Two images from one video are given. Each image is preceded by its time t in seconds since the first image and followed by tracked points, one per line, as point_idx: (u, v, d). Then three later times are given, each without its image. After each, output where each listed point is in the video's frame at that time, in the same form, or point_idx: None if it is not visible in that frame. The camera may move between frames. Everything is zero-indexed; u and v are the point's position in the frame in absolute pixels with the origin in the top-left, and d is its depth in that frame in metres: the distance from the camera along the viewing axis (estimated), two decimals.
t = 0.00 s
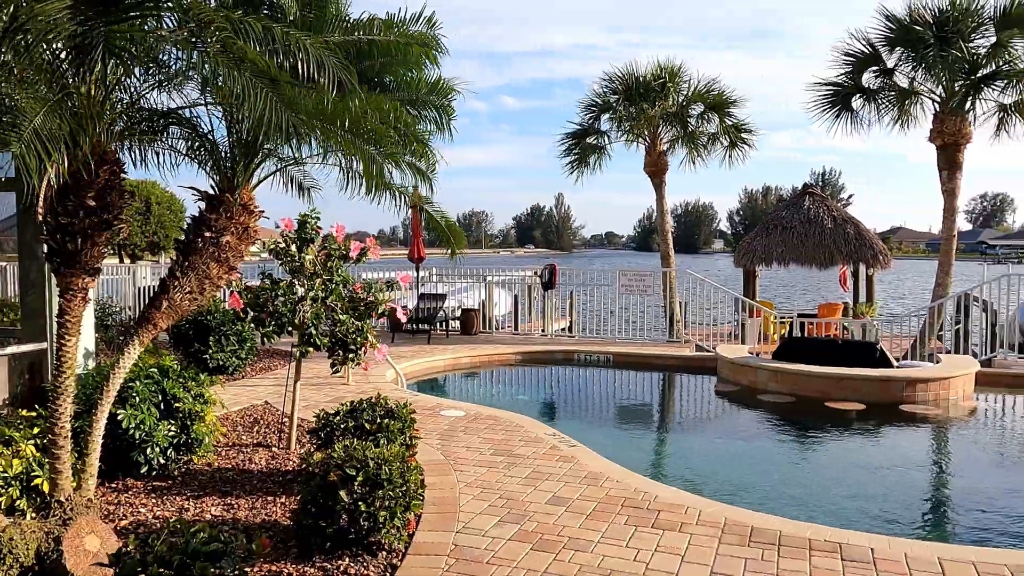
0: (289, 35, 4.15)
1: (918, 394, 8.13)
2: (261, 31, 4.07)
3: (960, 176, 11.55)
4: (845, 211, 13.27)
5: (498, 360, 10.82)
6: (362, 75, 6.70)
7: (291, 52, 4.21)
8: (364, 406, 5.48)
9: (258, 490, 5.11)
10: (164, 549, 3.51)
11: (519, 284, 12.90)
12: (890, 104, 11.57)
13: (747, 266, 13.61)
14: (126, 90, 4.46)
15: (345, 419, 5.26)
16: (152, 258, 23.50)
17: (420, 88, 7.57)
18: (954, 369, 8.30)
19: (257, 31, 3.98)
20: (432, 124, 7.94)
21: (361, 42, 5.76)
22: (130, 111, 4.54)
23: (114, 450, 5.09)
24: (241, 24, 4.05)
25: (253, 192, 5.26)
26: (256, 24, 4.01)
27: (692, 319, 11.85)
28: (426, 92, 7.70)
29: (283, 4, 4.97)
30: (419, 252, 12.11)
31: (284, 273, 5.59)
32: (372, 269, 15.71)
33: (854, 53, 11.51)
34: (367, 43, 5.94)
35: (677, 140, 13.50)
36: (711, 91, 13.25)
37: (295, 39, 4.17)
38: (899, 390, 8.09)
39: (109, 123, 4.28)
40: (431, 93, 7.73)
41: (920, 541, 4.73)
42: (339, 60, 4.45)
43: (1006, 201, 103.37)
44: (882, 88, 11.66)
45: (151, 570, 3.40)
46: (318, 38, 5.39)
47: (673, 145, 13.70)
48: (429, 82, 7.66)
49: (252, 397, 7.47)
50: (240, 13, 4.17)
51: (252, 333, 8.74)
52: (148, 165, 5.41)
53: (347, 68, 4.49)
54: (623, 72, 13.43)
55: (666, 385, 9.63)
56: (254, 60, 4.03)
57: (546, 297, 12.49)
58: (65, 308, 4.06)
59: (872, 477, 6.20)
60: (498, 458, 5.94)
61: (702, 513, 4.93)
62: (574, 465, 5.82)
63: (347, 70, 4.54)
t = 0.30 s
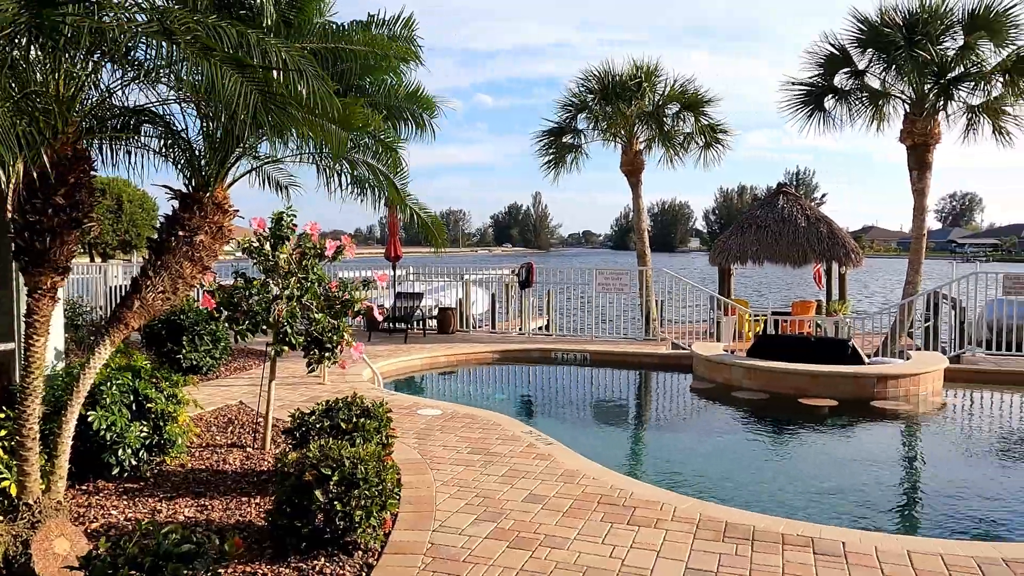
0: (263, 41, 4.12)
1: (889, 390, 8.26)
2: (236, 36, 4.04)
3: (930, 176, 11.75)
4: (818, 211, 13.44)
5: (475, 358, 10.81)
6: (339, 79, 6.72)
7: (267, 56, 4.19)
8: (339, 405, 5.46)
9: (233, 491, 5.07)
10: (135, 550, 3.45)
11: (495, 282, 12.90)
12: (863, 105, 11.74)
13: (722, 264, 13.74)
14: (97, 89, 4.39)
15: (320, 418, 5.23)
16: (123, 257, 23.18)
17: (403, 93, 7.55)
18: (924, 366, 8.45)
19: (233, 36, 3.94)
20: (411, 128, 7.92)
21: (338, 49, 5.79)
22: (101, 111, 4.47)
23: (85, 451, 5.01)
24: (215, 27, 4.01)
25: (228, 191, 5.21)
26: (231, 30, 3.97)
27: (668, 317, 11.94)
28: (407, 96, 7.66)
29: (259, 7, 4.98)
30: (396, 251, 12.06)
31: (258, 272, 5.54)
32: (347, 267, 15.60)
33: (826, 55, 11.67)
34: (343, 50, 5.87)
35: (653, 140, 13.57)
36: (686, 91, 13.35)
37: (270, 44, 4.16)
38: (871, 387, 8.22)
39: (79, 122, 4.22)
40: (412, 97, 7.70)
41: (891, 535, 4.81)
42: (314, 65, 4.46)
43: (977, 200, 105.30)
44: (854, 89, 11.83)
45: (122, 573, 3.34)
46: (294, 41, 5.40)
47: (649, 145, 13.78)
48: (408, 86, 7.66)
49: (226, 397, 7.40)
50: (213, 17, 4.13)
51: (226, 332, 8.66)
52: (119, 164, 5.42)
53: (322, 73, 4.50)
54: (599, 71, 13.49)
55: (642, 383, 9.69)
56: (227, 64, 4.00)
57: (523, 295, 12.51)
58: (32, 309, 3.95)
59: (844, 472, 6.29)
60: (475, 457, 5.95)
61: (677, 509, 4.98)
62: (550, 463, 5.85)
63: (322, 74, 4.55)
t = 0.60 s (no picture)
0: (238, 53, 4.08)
1: (861, 387, 8.39)
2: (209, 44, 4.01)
3: (900, 176, 11.94)
4: (792, 210, 13.61)
5: (452, 358, 10.78)
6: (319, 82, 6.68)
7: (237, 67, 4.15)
8: (315, 405, 5.42)
9: (207, 493, 5.02)
10: (106, 554, 3.39)
11: (473, 282, 12.88)
12: (836, 107, 11.90)
13: (698, 264, 13.86)
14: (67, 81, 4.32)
15: (296, 419, 5.19)
16: (94, 257, 22.82)
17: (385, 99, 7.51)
18: (895, 363, 8.59)
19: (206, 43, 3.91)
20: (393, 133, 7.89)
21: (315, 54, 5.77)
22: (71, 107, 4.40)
23: (54, 454, 4.92)
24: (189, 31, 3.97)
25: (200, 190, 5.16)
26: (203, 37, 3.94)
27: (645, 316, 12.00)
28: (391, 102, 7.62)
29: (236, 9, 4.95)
30: (372, 250, 11.99)
31: (232, 272, 5.48)
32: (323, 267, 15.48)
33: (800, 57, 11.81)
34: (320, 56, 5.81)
35: (629, 139, 13.63)
36: (662, 91, 13.44)
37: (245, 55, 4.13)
38: (844, 384, 8.34)
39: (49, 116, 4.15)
40: (395, 102, 7.66)
41: (863, 529, 4.88)
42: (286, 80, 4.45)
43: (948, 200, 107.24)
44: (827, 91, 12.02)
45: None
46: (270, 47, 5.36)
47: (625, 145, 13.84)
48: (391, 91, 7.62)
49: (200, 399, 7.31)
50: (189, 21, 4.10)
51: (200, 333, 8.55)
52: (90, 161, 5.35)
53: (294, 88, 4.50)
54: (576, 71, 13.54)
55: (619, 382, 9.74)
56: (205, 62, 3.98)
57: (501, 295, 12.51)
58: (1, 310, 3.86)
59: (818, 469, 6.37)
60: (452, 456, 5.94)
61: (654, 506, 5.01)
62: (528, 462, 5.86)
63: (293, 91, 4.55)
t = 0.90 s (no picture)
0: (209, 72, 4.00)
1: (835, 385, 8.50)
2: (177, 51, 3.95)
3: (874, 176, 12.10)
4: (768, 211, 13.75)
5: (431, 358, 10.76)
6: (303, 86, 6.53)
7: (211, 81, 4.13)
8: (291, 406, 5.38)
9: (182, 496, 4.96)
10: (77, 558, 3.33)
11: (451, 282, 12.86)
12: (811, 109, 12.05)
13: (675, 263, 13.97)
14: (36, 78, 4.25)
15: (272, 420, 5.15)
16: (65, 257, 22.45)
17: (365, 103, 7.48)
18: (868, 361, 8.71)
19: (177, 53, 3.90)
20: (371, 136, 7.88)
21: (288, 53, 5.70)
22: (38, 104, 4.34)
23: (24, 458, 4.83)
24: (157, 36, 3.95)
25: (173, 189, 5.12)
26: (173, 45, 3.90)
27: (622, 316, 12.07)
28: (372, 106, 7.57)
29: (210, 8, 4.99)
30: (349, 250, 11.91)
31: (206, 272, 5.42)
32: (300, 266, 15.34)
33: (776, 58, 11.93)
34: (299, 55, 5.72)
35: (607, 139, 13.68)
36: (640, 91, 13.49)
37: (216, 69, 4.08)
38: (818, 382, 8.45)
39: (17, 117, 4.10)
40: (376, 109, 7.62)
41: (837, 526, 4.94)
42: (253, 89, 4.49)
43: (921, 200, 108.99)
44: (802, 92, 12.16)
45: None
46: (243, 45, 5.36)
47: (603, 144, 13.89)
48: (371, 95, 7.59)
49: (175, 400, 7.23)
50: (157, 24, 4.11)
51: (174, 334, 8.45)
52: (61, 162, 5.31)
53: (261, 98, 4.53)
54: (554, 71, 13.58)
55: (598, 381, 9.79)
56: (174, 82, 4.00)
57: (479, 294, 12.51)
58: None
59: (793, 466, 6.45)
60: (430, 457, 5.93)
61: (631, 505, 5.04)
62: (506, 461, 5.86)
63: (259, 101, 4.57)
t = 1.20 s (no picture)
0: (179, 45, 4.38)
1: (809, 383, 8.60)
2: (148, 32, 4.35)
3: (846, 177, 12.27)
4: (743, 211, 13.88)
5: (408, 359, 10.73)
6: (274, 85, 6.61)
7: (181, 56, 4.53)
8: (266, 408, 5.34)
9: (155, 499, 4.90)
10: (45, 564, 3.27)
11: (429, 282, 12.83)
12: (784, 110, 12.20)
13: (652, 263, 14.06)
14: (2, 77, 4.48)
15: (247, 422, 5.10)
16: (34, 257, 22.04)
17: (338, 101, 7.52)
18: (841, 359, 8.84)
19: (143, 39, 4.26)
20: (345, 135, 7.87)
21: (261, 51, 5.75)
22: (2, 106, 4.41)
23: None
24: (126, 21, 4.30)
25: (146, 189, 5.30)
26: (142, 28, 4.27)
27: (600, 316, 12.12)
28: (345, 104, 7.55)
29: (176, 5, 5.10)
30: (326, 251, 11.83)
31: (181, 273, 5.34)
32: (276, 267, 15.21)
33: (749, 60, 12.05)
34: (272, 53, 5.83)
35: (585, 140, 13.73)
36: (616, 92, 13.56)
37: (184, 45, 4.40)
38: (792, 380, 8.54)
39: None
40: (350, 110, 7.61)
41: (811, 523, 5.00)
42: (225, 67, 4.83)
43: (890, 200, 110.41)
44: (776, 94, 12.31)
45: None
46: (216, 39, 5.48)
47: (581, 145, 13.93)
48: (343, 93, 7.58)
49: (148, 402, 7.15)
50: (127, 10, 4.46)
51: (147, 335, 8.35)
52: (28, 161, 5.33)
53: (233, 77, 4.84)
54: (531, 71, 13.61)
55: (575, 380, 9.83)
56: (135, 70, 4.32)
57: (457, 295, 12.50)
58: None
59: (768, 464, 6.52)
60: (407, 457, 5.92)
61: (608, 504, 5.06)
62: (483, 462, 5.87)
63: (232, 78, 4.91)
